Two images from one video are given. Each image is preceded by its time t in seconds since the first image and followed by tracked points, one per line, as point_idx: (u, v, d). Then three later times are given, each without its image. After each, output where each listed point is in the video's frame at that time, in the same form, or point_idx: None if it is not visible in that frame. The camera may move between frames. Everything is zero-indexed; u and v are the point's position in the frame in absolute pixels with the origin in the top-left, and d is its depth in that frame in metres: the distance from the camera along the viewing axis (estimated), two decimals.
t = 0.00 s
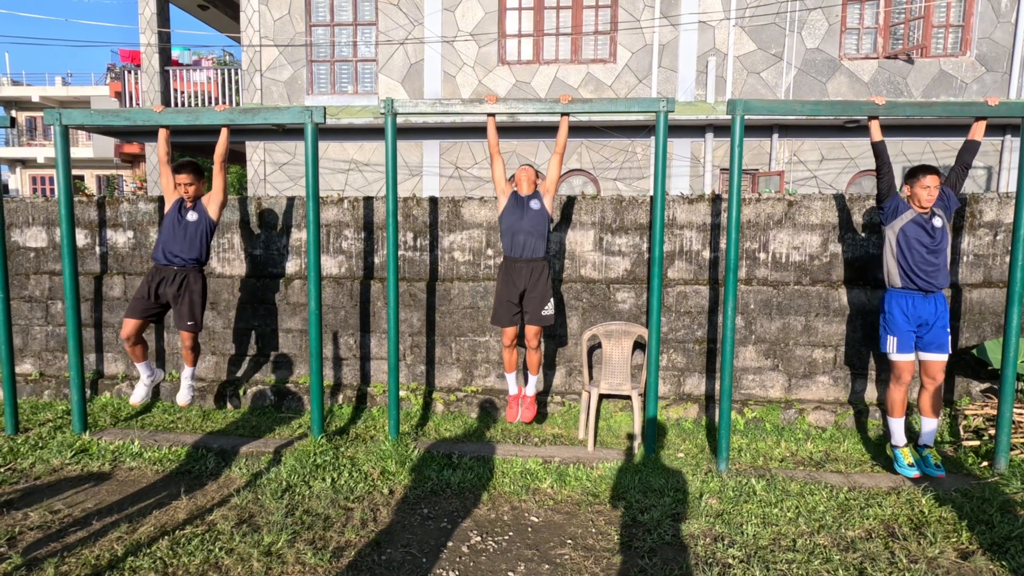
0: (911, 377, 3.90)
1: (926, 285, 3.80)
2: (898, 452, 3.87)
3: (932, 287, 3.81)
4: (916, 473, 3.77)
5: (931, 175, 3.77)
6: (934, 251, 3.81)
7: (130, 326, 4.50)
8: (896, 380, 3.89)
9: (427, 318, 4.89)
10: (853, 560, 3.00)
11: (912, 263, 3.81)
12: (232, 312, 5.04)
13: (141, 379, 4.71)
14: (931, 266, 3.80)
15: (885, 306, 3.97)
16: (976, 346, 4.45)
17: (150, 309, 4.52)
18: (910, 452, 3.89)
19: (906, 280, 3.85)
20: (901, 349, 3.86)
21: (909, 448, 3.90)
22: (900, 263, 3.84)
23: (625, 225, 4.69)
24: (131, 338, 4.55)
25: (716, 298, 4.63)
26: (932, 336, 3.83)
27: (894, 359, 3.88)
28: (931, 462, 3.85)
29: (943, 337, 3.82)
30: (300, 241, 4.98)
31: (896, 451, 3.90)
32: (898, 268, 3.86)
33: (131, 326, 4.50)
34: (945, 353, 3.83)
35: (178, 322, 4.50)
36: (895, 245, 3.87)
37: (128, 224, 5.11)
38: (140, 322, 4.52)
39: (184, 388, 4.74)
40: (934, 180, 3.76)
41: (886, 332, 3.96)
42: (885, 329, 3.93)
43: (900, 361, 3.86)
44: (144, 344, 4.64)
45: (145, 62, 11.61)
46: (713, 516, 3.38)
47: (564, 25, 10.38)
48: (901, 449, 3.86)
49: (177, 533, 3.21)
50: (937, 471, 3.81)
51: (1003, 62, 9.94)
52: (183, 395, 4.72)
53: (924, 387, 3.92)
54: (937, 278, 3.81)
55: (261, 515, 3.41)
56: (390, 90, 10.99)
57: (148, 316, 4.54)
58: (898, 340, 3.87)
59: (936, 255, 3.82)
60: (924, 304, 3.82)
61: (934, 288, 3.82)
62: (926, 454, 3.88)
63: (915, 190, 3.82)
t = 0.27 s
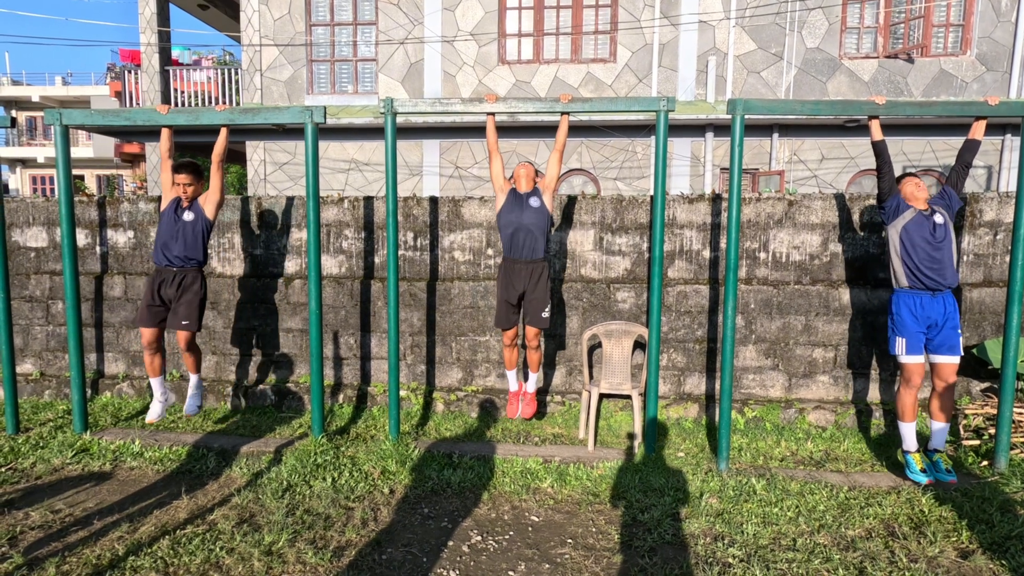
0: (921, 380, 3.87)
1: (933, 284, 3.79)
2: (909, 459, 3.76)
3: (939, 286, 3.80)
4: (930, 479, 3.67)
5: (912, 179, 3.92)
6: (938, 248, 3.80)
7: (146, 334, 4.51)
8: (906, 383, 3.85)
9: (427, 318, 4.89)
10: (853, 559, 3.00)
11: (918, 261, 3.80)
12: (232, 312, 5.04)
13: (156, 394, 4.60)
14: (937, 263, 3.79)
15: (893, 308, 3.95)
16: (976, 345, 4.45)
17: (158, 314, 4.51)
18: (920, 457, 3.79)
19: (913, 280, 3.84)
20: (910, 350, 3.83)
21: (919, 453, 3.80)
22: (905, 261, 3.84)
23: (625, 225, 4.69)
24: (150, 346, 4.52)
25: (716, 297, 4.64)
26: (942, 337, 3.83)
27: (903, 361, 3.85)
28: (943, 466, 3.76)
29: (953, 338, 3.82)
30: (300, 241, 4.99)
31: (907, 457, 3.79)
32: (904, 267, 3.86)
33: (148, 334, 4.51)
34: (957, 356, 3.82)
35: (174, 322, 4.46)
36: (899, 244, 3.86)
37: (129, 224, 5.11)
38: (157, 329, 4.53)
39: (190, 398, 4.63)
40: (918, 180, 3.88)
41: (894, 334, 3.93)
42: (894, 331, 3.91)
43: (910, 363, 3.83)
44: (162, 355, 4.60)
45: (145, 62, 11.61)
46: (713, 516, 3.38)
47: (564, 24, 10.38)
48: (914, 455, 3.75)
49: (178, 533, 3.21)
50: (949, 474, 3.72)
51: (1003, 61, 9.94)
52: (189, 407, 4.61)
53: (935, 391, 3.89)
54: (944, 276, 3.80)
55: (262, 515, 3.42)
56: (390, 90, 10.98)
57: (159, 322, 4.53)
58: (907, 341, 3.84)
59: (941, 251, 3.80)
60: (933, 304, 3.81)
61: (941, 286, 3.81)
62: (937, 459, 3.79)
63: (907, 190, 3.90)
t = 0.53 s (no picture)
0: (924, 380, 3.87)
1: (949, 280, 3.75)
2: (901, 449, 3.87)
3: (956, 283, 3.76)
4: (916, 472, 3.80)
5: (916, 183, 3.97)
6: (950, 244, 3.77)
7: (178, 334, 4.52)
8: (908, 381, 3.88)
9: (427, 317, 4.90)
10: (853, 558, 3.00)
11: (932, 258, 3.77)
12: (233, 311, 5.05)
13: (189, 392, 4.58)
14: (951, 259, 3.75)
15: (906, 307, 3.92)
16: (976, 344, 4.45)
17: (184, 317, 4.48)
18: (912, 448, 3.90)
19: (928, 278, 3.79)
20: (919, 352, 3.82)
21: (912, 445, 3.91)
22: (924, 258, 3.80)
23: (625, 224, 4.69)
24: (182, 345, 4.53)
25: (716, 297, 4.64)
26: (953, 339, 3.79)
27: (910, 362, 3.84)
28: (931, 460, 3.86)
29: (964, 341, 3.78)
30: (301, 240, 4.99)
31: (898, 448, 3.91)
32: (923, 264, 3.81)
33: (179, 336, 4.51)
34: (963, 358, 3.79)
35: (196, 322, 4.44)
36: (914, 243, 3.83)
37: (129, 224, 5.11)
38: (186, 331, 4.52)
39: (212, 406, 4.51)
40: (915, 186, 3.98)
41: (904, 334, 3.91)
42: (905, 331, 3.88)
43: (916, 365, 3.83)
44: (196, 354, 4.61)
45: (145, 61, 11.61)
46: (714, 515, 3.38)
47: (564, 23, 10.38)
48: (905, 447, 3.86)
49: (179, 532, 3.22)
50: (937, 469, 3.83)
51: (1004, 60, 9.93)
52: (211, 413, 4.49)
53: (935, 390, 3.90)
54: (959, 272, 3.76)
55: (263, 514, 3.42)
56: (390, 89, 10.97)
57: (187, 323, 4.52)
58: (916, 343, 3.82)
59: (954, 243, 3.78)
60: (947, 305, 3.77)
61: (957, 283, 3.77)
62: (926, 452, 3.89)
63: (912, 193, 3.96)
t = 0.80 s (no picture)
0: (925, 375, 3.87)
1: (959, 273, 3.75)
2: (891, 440, 3.97)
3: (965, 276, 3.77)
4: (907, 462, 3.92)
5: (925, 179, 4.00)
6: (959, 236, 3.80)
7: (190, 331, 4.53)
8: (907, 376, 3.88)
9: (427, 316, 4.90)
10: (853, 557, 3.00)
11: (943, 249, 3.77)
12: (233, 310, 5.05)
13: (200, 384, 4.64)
14: (961, 251, 3.77)
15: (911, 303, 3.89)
16: (977, 343, 4.45)
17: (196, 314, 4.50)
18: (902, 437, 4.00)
19: (938, 271, 3.78)
20: (924, 349, 3.79)
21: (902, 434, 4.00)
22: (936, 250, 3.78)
23: (626, 223, 4.69)
24: (194, 341, 4.56)
25: (716, 296, 4.64)
26: (957, 337, 3.79)
27: (914, 358, 3.81)
28: (922, 447, 3.99)
29: (968, 338, 3.79)
30: (301, 239, 4.99)
31: (888, 438, 4.00)
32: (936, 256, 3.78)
33: (191, 332, 4.52)
34: (966, 355, 3.80)
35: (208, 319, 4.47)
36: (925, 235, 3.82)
37: (129, 223, 5.11)
38: (197, 327, 4.53)
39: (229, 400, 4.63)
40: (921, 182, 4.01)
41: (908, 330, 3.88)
42: (910, 327, 3.85)
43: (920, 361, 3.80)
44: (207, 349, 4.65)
45: (145, 60, 11.60)
46: (714, 514, 3.38)
47: (564, 22, 10.38)
48: (895, 438, 3.95)
49: (179, 531, 3.22)
50: (927, 457, 3.95)
51: (1005, 59, 9.92)
52: (227, 405, 4.62)
53: (933, 382, 3.91)
54: (967, 264, 3.78)
55: (263, 513, 3.42)
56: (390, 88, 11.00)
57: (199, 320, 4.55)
58: (922, 340, 3.79)
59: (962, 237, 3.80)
60: (953, 302, 3.77)
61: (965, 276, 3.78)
62: (918, 440, 3.99)
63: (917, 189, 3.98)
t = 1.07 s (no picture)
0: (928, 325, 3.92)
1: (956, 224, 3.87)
2: (884, 390, 4.10)
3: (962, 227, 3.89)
4: (894, 412, 4.06)
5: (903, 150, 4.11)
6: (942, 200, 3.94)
7: (190, 333, 4.50)
8: (904, 329, 3.95)
9: (428, 315, 4.89)
10: (854, 556, 2.99)
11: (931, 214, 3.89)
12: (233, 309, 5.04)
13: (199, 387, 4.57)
14: (948, 211, 3.89)
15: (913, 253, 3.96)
16: (978, 342, 4.44)
17: (199, 314, 4.49)
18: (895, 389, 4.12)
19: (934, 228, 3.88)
20: (926, 296, 3.85)
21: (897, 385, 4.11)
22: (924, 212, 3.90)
23: (626, 221, 4.68)
24: (196, 342, 4.53)
25: (717, 294, 4.63)
26: (964, 286, 3.85)
27: (916, 306, 3.88)
28: (918, 398, 4.12)
29: (973, 288, 3.85)
30: (301, 238, 4.98)
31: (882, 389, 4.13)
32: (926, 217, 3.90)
33: (192, 333, 4.50)
34: (975, 305, 3.85)
35: (212, 320, 4.46)
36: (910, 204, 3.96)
37: (130, 221, 5.11)
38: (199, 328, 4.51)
39: (228, 397, 4.52)
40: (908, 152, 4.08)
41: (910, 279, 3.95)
42: (912, 277, 3.92)
43: (922, 309, 3.87)
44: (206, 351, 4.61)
45: (145, 59, 11.59)
46: (715, 513, 3.38)
47: (565, 20, 10.36)
48: (888, 388, 4.07)
49: (180, 529, 3.22)
50: (921, 407, 4.09)
51: (1006, 57, 9.91)
52: (226, 405, 4.51)
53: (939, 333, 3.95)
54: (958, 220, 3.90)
55: (263, 512, 3.42)
56: (389, 87, 11.02)
57: (200, 321, 4.52)
58: (924, 287, 3.86)
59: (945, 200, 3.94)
60: (957, 249, 3.84)
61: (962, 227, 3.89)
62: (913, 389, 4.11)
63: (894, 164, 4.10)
